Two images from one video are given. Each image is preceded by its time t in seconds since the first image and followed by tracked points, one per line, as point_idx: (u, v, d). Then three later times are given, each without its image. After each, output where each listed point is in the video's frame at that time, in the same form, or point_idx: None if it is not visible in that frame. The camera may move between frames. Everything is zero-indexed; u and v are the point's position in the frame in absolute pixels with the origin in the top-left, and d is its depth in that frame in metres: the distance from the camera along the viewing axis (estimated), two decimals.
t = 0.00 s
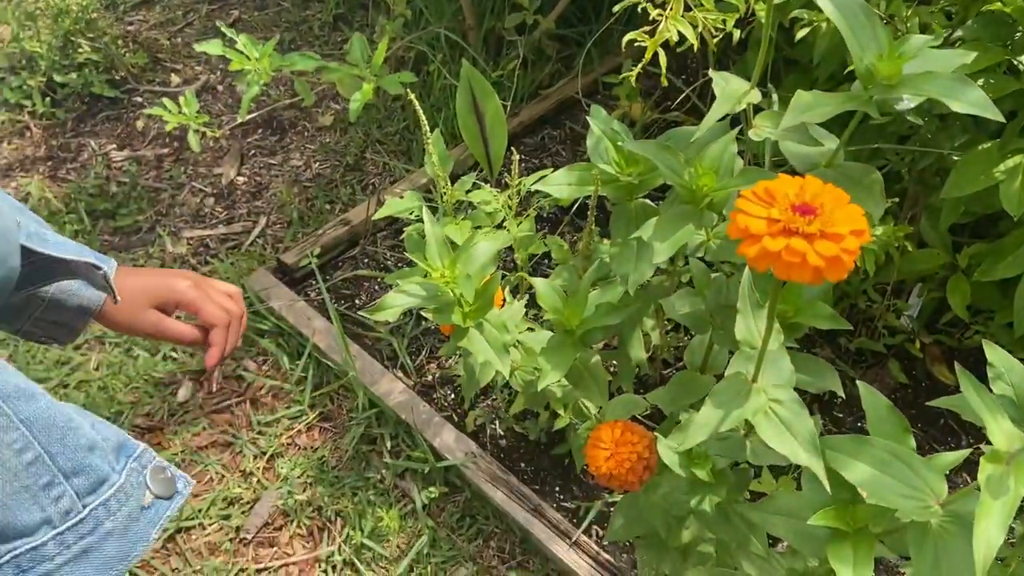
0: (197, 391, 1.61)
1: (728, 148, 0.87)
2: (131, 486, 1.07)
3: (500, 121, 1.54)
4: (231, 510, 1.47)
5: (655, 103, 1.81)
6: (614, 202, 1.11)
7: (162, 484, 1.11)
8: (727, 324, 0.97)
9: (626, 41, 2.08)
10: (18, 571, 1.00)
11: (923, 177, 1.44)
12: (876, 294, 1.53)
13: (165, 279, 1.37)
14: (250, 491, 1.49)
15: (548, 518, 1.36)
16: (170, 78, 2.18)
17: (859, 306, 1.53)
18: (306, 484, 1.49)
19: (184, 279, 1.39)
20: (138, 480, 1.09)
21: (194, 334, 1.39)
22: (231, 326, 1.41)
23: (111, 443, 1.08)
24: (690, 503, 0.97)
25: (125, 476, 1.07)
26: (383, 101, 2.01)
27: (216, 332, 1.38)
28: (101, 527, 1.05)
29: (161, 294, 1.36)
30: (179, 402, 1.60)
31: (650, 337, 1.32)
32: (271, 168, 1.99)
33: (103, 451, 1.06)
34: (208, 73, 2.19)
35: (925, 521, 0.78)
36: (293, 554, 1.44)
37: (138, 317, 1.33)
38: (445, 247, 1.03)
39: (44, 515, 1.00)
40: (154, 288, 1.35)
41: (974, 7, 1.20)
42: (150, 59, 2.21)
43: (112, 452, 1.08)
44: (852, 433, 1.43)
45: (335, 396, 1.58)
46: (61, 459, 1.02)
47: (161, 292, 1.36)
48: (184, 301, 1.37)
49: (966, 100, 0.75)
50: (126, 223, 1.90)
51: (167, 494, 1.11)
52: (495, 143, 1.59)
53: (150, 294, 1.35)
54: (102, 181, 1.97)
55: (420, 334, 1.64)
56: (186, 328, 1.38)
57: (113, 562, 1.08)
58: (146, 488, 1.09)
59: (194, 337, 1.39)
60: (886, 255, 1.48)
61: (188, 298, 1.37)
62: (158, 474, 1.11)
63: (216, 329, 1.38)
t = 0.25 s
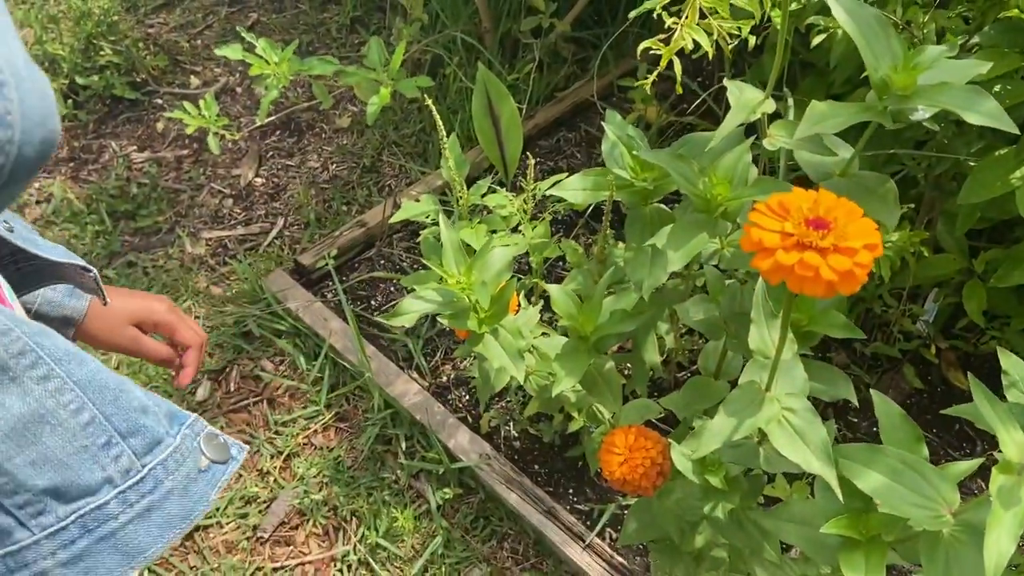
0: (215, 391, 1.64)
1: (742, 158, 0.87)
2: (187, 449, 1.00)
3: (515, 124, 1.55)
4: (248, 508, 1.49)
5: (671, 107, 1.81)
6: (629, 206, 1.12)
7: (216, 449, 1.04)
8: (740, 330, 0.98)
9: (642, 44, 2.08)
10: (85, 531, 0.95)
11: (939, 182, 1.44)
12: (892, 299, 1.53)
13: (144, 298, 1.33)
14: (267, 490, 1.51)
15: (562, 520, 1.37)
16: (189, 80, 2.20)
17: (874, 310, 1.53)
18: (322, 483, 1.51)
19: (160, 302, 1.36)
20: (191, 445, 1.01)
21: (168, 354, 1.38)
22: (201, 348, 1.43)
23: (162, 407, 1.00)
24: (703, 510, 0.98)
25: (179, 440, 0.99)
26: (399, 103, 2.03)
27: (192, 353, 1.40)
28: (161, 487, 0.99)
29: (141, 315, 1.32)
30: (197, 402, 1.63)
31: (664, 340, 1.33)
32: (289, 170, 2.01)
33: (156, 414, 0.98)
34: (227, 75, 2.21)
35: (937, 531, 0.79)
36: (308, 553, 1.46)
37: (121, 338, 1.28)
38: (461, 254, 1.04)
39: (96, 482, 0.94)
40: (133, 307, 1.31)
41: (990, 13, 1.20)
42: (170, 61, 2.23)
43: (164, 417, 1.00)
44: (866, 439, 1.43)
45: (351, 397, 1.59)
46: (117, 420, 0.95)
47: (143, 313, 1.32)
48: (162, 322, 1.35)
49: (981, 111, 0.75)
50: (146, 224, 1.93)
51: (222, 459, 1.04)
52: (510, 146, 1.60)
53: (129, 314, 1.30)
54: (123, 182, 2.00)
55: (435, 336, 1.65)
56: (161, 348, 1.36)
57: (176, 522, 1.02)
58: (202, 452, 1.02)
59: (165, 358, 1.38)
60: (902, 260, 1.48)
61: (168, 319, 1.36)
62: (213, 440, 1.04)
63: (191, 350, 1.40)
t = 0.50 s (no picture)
0: (226, 394, 1.66)
1: (752, 165, 0.87)
2: (190, 476, 1.07)
3: (526, 128, 1.55)
4: (259, 511, 1.50)
5: (682, 110, 1.81)
6: (639, 213, 1.10)
7: (228, 477, 1.11)
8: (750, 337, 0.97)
9: (653, 46, 2.07)
10: (74, 560, 1.02)
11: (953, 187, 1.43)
12: (905, 304, 1.52)
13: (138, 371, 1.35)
14: (277, 493, 1.52)
15: (571, 525, 1.37)
16: (202, 82, 2.21)
17: (887, 315, 1.52)
18: (332, 486, 1.51)
19: (146, 376, 1.37)
20: (201, 472, 1.08)
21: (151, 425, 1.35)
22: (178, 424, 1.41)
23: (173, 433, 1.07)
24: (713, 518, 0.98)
25: (183, 467, 1.06)
26: (410, 107, 2.03)
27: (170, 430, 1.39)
28: (156, 517, 1.05)
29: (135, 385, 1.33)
30: (209, 404, 1.64)
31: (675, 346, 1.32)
32: (300, 172, 2.02)
33: (159, 440, 1.05)
34: (239, 78, 2.22)
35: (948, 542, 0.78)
36: (318, 556, 1.46)
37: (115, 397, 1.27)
38: (471, 261, 1.04)
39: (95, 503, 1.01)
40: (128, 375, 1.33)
41: (1005, 16, 1.19)
42: (183, 64, 2.24)
43: (174, 442, 1.07)
44: (878, 444, 1.42)
45: (361, 401, 1.59)
46: (113, 447, 1.02)
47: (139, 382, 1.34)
48: (148, 395, 1.34)
49: (993, 119, 0.74)
50: (158, 227, 1.94)
51: (233, 488, 1.11)
52: (521, 150, 1.60)
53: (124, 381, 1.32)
54: (136, 185, 2.01)
55: (446, 340, 1.65)
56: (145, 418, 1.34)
57: (168, 555, 1.09)
58: (210, 481, 1.09)
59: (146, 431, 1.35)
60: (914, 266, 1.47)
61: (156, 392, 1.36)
62: (225, 467, 1.10)
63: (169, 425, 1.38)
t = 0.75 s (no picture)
0: (230, 401, 1.67)
1: (749, 180, 0.88)
2: None
3: (529, 137, 1.56)
4: (263, 518, 1.51)
5: (685, 118, 1.81)
6: (639, 222, 1.12)
7: None
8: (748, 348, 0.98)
9: (656, 54, 2.08)
10: None
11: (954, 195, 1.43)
12: (906, 311, 1.52)
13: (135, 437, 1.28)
14: (281, 500, 1.53)
15: (572, 533, 1.37)
16: (208, 91, 2.23)
17: (888, 323, 1.52)
18: (335, 494, 1.52)
19: (138, 443, 1.29)
20: None
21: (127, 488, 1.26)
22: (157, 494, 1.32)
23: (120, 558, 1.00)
24: (710, 530, 0.99)
25: None
26: (414, 115, 2.04)
27: (148, 495, 1.30)
28: None
29: (125, 446, 1.25)
30: (213, 411, 1.65)
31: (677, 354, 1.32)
32: (305, 180, 2.03)
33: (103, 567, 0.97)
34: (244, 86, 2.24)
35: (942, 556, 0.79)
36: (321, 563, 1.47)
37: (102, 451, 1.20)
38: (470, 274, 1.04)
39: None
40: (122, 437, 1.25)
41: (1005, 26, 1.19)
42: (189, 72, 2.26)
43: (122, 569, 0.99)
44: (880, 452, 1.42)
45: (364, 408, 1.60)
46: None
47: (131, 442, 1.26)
48: (135, 459, 1.27)
49: (988, 135, 0.74)
50: (164, 234, 1.95)
51: None
52: (524, 158, 1.61)
53: (117, 440, 1.24)
54: (142, 193, 2.03)
55: (449, 347, 1.66)
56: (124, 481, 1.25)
57: None
58: None
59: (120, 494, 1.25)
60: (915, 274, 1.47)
61: (144, 459, 1.28)
62: None
63: (148, 492, 1.29)
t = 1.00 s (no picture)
0: (232, 413, 1.68)
1: (739, 200, 0.89)
2: None
3: (528, 151, 1.57)
4: (263, 531, 1.52)
5: (682, 131, 1.83)
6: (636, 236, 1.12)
7: None
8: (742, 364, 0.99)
9: (654, 66, 2.10)
10: None
11: (949, 208, 1.44)
12: (902, 323, 1.53)
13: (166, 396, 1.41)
14: (281, 513, 1.54)
15: (571, 544, 1.38)
16: (209, 104, 2.25)
17: (885, 334, 1.53)
18: (336, 506, 1.53)
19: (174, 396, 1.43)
20: None
21: (168, 441, 1.46)
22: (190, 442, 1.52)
23: None
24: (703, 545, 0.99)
25: None
26: (414, 128, 2.06)
27: (185, 443, 1.51)
28: None
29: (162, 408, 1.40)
30: (215, 424, 1.67)
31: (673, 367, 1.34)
32: (306, 193, 2.04)
33: None
34: (246, 99, 2.26)
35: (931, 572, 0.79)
36: None
37: (148, 418, 1.36)
38: (466, 292, 1.05)
39: None
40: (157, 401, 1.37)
41: (997, 42, 1.20)
42: (191, 85, 2.28)
43: None
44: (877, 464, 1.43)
45: (364, 420, 1.61)
46: None
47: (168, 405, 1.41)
48: (173, 414, 1.44)
49: (974, 157, 0.75)
50: (166, 247, 1.97)
51: None
52: (522, 171, 1.62)
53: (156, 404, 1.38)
54: (144, 206, 2.04)
55: (448, 359, 1.67)
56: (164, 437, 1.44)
57: None
58: None
59: (161, 445, 1.45)
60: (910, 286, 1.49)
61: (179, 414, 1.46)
62: None
63: (184, 441, 1.50)
